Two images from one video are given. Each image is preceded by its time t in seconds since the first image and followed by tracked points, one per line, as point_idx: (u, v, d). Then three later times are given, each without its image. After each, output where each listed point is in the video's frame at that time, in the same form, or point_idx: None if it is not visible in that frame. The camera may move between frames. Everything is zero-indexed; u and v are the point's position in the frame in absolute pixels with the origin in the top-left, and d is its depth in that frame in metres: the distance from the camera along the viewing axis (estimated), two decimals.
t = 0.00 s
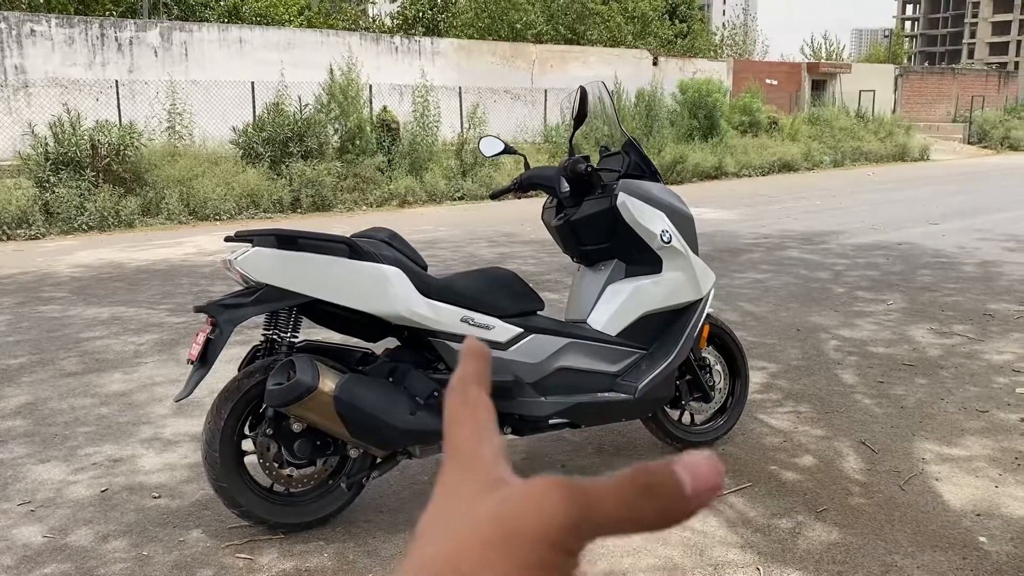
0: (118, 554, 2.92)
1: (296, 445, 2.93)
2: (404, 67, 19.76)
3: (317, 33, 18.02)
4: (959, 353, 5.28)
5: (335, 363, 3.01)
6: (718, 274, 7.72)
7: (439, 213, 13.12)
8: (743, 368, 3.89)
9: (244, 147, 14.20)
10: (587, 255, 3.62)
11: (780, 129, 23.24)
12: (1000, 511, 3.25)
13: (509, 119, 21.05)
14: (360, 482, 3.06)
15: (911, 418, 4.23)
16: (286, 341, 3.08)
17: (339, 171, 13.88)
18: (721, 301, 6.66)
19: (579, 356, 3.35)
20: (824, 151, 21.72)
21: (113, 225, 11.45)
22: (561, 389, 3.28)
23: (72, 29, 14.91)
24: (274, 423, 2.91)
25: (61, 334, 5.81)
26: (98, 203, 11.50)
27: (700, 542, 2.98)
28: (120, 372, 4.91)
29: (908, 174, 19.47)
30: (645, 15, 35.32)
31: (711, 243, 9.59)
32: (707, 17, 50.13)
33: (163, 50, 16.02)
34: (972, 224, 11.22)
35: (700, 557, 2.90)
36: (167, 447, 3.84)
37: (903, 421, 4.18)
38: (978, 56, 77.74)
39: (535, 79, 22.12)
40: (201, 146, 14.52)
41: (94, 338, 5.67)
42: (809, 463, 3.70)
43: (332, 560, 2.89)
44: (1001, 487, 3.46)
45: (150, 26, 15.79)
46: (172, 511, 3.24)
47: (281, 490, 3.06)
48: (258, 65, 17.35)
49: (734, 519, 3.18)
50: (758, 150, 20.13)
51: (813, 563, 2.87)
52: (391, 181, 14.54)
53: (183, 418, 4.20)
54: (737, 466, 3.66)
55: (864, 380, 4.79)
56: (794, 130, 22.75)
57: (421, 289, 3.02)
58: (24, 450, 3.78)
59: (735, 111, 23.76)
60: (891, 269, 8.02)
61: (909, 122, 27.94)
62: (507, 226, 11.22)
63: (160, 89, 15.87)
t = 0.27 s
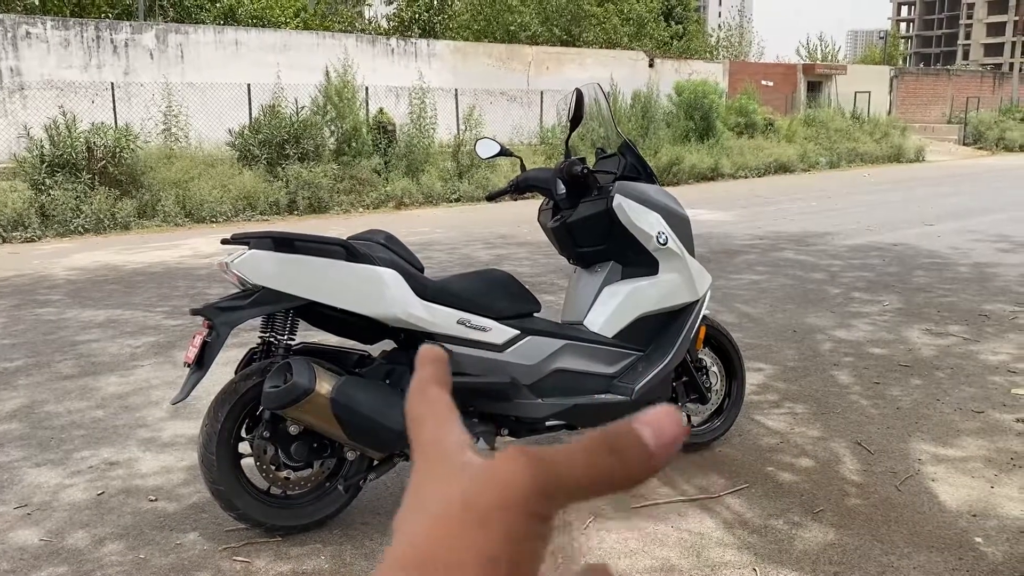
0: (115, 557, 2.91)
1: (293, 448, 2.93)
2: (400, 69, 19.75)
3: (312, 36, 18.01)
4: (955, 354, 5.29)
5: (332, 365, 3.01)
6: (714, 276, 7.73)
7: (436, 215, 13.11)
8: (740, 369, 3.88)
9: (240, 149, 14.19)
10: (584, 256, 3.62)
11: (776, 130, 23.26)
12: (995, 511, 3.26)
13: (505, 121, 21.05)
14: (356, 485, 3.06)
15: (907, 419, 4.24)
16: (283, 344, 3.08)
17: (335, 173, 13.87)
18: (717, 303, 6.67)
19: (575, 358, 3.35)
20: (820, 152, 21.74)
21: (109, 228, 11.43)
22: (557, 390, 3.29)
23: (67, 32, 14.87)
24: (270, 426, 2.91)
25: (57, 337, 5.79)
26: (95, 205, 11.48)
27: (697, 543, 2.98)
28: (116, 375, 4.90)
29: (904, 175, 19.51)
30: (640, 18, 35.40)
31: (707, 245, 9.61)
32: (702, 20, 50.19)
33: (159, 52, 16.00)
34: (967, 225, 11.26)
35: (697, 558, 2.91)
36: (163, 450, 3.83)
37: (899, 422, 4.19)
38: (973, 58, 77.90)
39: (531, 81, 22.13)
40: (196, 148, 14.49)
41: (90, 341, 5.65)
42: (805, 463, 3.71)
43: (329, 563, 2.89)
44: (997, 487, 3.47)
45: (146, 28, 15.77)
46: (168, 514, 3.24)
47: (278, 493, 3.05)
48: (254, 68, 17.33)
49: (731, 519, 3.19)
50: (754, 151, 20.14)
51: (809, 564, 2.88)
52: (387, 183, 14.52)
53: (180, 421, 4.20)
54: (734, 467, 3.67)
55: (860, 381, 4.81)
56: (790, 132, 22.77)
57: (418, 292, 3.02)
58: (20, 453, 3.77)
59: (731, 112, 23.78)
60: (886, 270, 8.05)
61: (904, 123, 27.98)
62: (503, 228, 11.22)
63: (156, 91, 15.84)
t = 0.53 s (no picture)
0: (109, 562, 2.90)
1: (288, 452, 2.93)
2: (396, 71, 19.74)
3: (307, 38, 18.00)
4: (951, 355, 5.30)
5: (327, 368, 3.00)
6: (710, 277, 7.73)
7: (432, 216, 13.11)
8: (735, 371, 3.87)
9: (235, 151, 14.18)
10: (579, 258, 3.61)
11: (771, 132, 23.31)
12: (991, 512, 3.27)
13: (501, 122, 21.06)
14: (351, 489, 3.06)
15: (903, 420, 4.24)
16: (277, 347, 3.07)
17: (330, 175, 13.86)
18: (713, 304, 6.68)
19: (570, 361, 3.35)
20: (815, 153, 21.79)
21: (104, 231, 11.42)
22: (553, 393, 3.29)
23: (62, 35, 14.81)
24: (265, 429, 2.90)
25: (52, 340, 5.77)
26: (89, 208, 11.45)
27: (692, 546, 2.98)
28: (110, 378, 4.88)
29: (899, 176, 19.55)
30: (635, 20, 35.47)
31: (703, 246, 9.62)
32: (697, 21, 50.29)
33: (154, 55, 15.98)
34: (961, 226, 11.29)
35: (693, 560, 2.91)
36: (158, 454, 3.82)
37: (895, 423, 4.19)
38: (967, 59, 78.12)
39: (527, 82, 22.15)
40: (192, 151, 14.48)
41: (85, 344, 5.64)
42: (802, 465, 3.71)
43: (324, 566, 2.89)
44: (993, 488, 3.48)
45: (141, 30, 15.75)
46: (163, 518, 3.22)
47: (273, 496, 3.04)
48: (249, 70, 17.31)
49: (727, 521, 3.19)
50: (749, 152, 20.18)
51: (805, 566, 2.87)
52: (383, 185, 14.52)
53: (174, 424, 4.18)
54: (730, 469, 3.66)
55: (856, 382, 4.81)
56: (785, 133, 22.81)
57: (413, 295, 3.01)
58: (13, 457, 3.75)
59: (727, 114, 23.81)
60: (881, 271, 8.06)
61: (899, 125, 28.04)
62: (499, 229, 11.22)
63: (152, 94, 15.83)
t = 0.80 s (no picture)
0: (100, 570, 2.89)
1: (279, 458, 2.91)
2: (392, 74, 19.74)
3: (303, 41, 18.01)
4: (945, 357, 5.31)
5: (319, 375, 2.99)
6: (704, 280, 7.74)
7: (428, 220, 13.11)
8: (729, 375, 3.87)
9: (230, 155, 14.18)
10: (572, 263, 3.57)
11: (767, 134, 23.35)
12: (984, 516, 3.27)
13: (497, 125, 21.07)
14: (344, 494, 3.05)
15: (897, 423, 4.24)
16: (269, 353, 3.06)
17: (326, 179, 13.86)
18: (708, 307, 6.68)
19: (563, 366, 3.35)
20: (811, 155, 21.83)
21: (99, 234, 11.41)
22: (546, 398, 3.29)
23: (57, 38, 14.77)
24: (256, 436, 2.89)
25: (45, 346, 5.75)
26: (84, 212, 11.43)
27: (686, 550, 2.97)
28: (104, 384, 4.87)
29: (894, 178, 19.59)
30: (631, 22, 35.56)
31: (697, 249, 9.63)
32: (691, 23, 50.34)
33: (149, 58, 15.97)
34: (956, 228, 11.32)
35: (686, 565, 2.90)
36: (151, 460, 3.80)
37: (888, 426, 4.19)
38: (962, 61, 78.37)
39: (523, 85, 22.17)
40: (187, 155, 14.47)
41: (78, 349, 5.62)
42: (795, 469, 3.71)
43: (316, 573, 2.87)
44: (986, 492, 3.48)
45: (136, 34, 15.74)
46: (155, 525, 3.21)
47: (265, 503, 3.02)
48: (245, 73, 17.31)
49: (720, 525, 3.18)
50: (745, 155, 20.21)
51: (798, 571, 2.87)
52: (378, 188, 14.52)
53: (167, 431, 4.17)
54: (724, 473, 3.66)
55: (850, 385, 4.81)
56: (780, 135, 22.85)
57: (405, 300, 3.01)
58: (5, 465, 3.73)
59: (722, 116, 23.85)
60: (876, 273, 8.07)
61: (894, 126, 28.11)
62: (494, 233, 11.22)
63: (147, 97, 15.82)
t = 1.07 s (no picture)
0: None
1: (271, 463, 2.89)
2: (387, 76, 19.72)
3: (298, 43, 17.99)
4: (941, 359, 5.30)
5: (310, 379, 2.97)
6: (700, 283, 7.72)
7: (424, 222, 13.09)
8: (724, 377, 3.85)
9: (225, 158, 14.15)
10: (566, 265, 3.55)
11: (763, 136, 23.38)
12: (980, 519, 3.25)
13: (492, 127, 21.07)
14: (336, 499, 3.03)
15: (893, 425, 4.23)
16: (260, 357, 3.04)
17: (321, 181, 13.83)
18: (703, 309, 6.66)
19: (557, 369, 3.33)
20: (807, 156, 21.85)
21: (93, 238, 11.38)
22: (539, 401, 3.27)
23: (51, 41, 14.72)
24: (247, 440, 2.86)
25: (37, 350, 5.72)
26: (78, 216, 11.39)
27: (680, 555, 2.96)
28: (96, 388, 4.84)
29: (889, 179, 19.62)
30: (626, 24, 35.61)
31: (693, 251, 9.61)
32: (687, 26, 50.42)
33: (144, 61, 15.93)
34: (951, 229, 11.33)
35: (680, 570, 2.88)
36: (143, 465, 3.78)
37: (884, 429, 4.18)
38: (957, 62, 78.54)
39: (518, 88, 22.16)
40: (182, 158, 14.45)
41: (71, 354, 5.59)
42: (791, 472, 3.69)
43: None
44: (982, 494, 3.46)
45: (131, 36, 15.70)
46: (146, 531, 3.18)
47: (256, 509, 2.99)
48: (240, 76, 17.28)
49: (715, 529, 3.17)
50: (741, 157, 20.22)
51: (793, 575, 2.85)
52: (374, 191, 14.49)
53: (160, 435, 4.14)
54: (719, 476, 3.64)
55: (846, 387, 4.80)
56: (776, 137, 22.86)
57: (397, 303, 2.98)
58: None
59: (718, 117, 23.86)
60: (872, 275, 8.06)
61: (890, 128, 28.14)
62: (490, 235, 11.20)
63: (141, 100, 15.79)
